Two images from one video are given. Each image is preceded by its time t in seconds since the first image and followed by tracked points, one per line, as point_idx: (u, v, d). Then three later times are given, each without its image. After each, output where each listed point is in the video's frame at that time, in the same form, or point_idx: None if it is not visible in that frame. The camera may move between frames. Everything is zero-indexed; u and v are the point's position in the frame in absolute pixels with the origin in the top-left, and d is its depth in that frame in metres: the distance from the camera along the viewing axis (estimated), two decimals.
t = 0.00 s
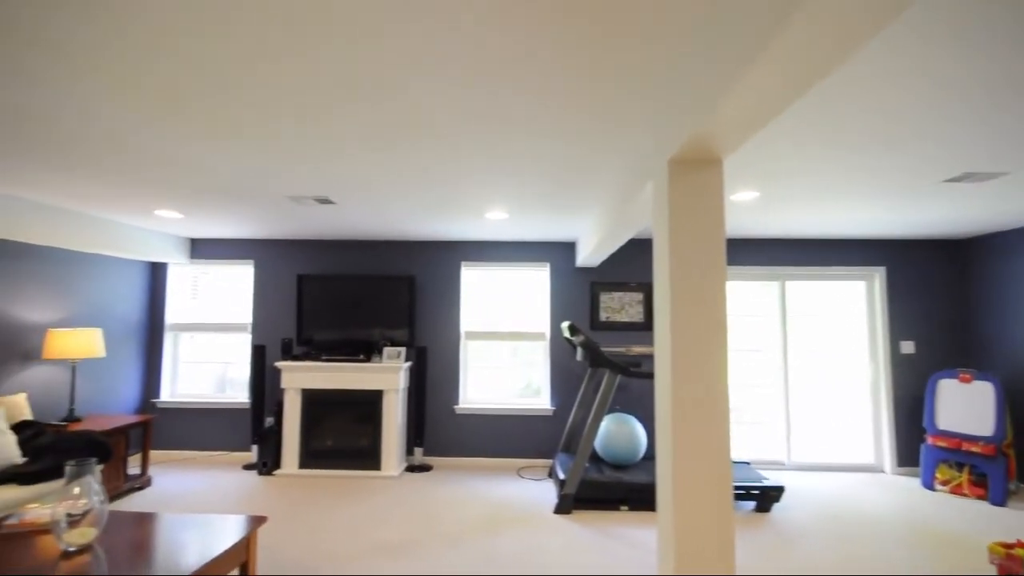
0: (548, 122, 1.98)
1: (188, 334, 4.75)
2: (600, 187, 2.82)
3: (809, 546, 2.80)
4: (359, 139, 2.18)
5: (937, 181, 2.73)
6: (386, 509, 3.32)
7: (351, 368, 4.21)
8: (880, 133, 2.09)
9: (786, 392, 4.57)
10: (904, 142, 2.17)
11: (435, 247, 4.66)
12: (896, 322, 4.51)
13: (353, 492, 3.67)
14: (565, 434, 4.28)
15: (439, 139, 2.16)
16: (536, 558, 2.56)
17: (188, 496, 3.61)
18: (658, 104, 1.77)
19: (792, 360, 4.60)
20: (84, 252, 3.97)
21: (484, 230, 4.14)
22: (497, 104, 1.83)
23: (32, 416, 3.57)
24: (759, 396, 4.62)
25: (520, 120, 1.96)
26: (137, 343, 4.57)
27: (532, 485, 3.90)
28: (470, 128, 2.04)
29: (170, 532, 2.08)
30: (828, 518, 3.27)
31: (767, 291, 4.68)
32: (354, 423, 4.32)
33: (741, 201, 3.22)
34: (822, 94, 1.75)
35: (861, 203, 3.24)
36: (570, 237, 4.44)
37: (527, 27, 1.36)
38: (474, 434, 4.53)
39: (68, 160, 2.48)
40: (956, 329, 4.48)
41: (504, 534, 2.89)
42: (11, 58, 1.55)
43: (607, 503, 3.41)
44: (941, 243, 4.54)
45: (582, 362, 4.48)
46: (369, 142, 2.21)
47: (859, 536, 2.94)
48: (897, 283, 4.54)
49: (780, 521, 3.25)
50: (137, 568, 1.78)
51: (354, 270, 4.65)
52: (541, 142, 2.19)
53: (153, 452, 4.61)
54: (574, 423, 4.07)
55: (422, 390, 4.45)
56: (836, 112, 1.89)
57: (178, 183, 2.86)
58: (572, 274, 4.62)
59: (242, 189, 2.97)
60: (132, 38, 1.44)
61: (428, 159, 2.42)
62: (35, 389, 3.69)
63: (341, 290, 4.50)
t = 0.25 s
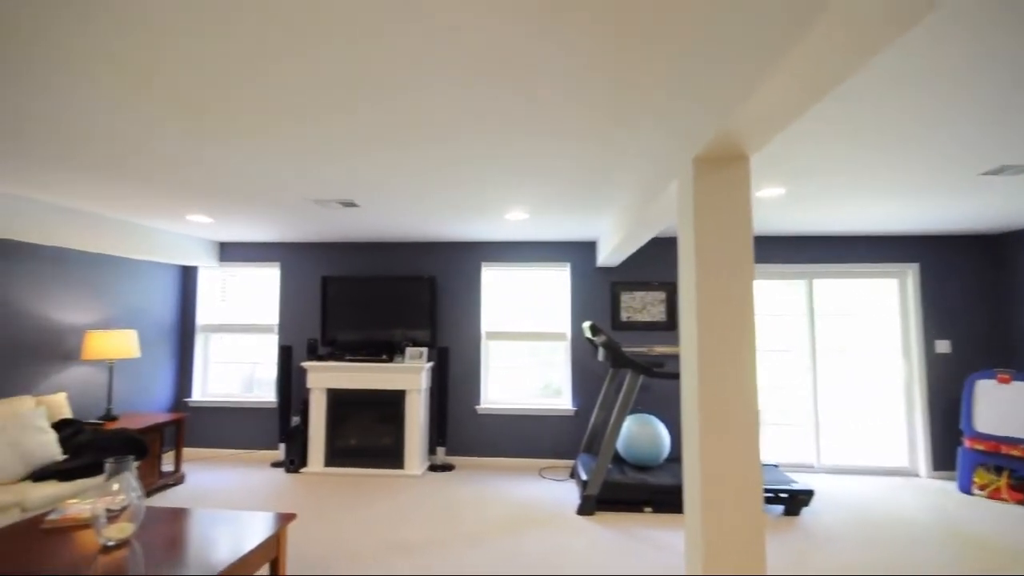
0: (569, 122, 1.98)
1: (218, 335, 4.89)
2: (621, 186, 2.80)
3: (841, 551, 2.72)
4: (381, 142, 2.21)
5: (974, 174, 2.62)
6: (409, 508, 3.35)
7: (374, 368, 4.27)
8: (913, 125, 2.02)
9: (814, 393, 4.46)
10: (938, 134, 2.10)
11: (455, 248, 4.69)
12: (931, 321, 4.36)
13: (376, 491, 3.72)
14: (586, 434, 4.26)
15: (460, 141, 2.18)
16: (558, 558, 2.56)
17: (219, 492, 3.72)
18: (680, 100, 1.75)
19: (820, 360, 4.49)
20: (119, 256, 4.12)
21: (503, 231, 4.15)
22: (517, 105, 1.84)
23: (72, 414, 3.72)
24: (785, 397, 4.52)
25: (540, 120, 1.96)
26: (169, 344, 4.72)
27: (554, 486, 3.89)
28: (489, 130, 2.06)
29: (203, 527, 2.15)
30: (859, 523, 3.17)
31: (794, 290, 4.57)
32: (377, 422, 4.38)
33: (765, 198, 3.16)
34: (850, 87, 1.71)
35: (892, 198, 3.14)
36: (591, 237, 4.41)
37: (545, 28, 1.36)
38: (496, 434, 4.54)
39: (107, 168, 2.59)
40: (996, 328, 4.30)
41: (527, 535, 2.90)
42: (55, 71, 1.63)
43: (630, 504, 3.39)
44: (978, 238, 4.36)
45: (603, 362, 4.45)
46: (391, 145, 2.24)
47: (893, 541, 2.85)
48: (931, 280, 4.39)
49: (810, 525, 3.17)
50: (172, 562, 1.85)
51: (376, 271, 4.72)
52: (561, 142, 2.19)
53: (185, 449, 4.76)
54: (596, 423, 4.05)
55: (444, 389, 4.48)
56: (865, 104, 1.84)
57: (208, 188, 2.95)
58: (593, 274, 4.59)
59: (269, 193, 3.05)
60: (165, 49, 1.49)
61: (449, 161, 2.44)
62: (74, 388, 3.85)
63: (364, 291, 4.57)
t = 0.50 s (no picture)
0: (589, 121, 1.97)
1: (246, 335, 5.02)
2: (642, 184, 2.77)
3: (873, 557, 2.64)
4: (403, 144, 2.23)
5: (1013, 167, 2.51)
6: (431, 506, 3.38)
7: (396, 367, 4.32)
8: (947, 117, 1.95)
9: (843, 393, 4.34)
10: (974, 126, 2.02)
11: (475, 248, 4.71)
12: (967, 320, 4.20)
13: (399, 489, 3.76)
14: (608, 434, 4.23)
15: (480, 141, 2.19)
16: (580, 558, 2.55)
17: (248, 488, 3.82)
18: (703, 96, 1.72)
19: (849, 360, 4.36)
20: (153, 258, 4.27)
21: (523, 230, 4.16)
22: (537, 105, 1.84)
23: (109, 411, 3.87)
24: (813, 398, 4.41)
25: (561, 119, 1.96)
26: (200, 343, 4.87)
27: (577, 486, 3.88)
28: (509, 130, 2.06)
29: (232, 522, 2.21)
30: (891, 528, 3.08)
31: (821, 288, 4.45)
32: (400, 420, 4.44)
33: (791, 194, 3.09)
34: (880, 81, 1.66)
35: (925, 193, 3.03)
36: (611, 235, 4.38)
37: (566, 28, 1.36)
38: (517, 433, 4.55)
39: (141, 174, 2.68)
40: None
41: (549, 535, 2.89)
42: (93, 83, 1.70)
43: (653, 506, 3.35)
44: (1019, 233, 4.18)
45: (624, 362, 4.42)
46: (412, 146, 2.26)
47: (928, 548, 2.75)
48: (968, 277, 4.22)
49: (840, 530, 3.08)
50: (204, 555, 1.91)
51: (398, 272, 4.78)
52: (581, 141, 2.18)
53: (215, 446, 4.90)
54: (617, 423, 4.03)
55: (465, 389, 4.51)
56: (895, 97, 1.78)
57: (236, 193, 3.03)
58: (614, 273, 4.56)
59: (294, 196, 3.11)
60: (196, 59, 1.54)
61: (469, 161, 2.45)
62: (111, 386, 4.00)
63: (386, 291, 4.63)
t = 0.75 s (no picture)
0: (608, 119, 1.96)
1: (269, 333, 5.13)
2: (661, 181, 2.74)
3: (902, 563, 2.57)
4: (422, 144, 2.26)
5: None
6: (450, 504, 3.41)
7: (415, 365, 4.37)
8: (980, 111, 1.88)
9: (869, 395, 4.23)
10: (1008, 120, 1.95)
11: (493, 247, 4.73)
12: (1002, 320, 4.05)
13: (418, 486, 3.80)
14: (627, 434, 4.20)
15: (499, 141, 2.20)
16: (598, 558, 2.54)
17: (271, 483, 3.91)
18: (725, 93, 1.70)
19: (876, 361, 4.25)
20: (180, 258, 4.39)
21: (541, 229, 4.16)
22: (556, 104, 1.84)
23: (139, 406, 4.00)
24: (838, 399, 4.30)
25: (579, 118, 1.96)
26: (225, 341, 4.99)
27: (596, 486, 3.86)
28: (527, 129, 2.07)
29: (255, 516, 2.27)
30: (921, 534, 2.99)
31: (847, 287, 4.34)
32: (419, 418, 4.48)
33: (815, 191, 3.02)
34: (909, 75, 1.62)
35: (956, 188, 2.93)
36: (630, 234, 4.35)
37: (582, 29, 1.37)
38: (535, 432, 4.55)
39: (169, 175, 2.76)
40: None
41: (567, 534, 2.89)
42: (126, 90, 1.76)
43: (672, 507, 3.32)
44: None
45: (643, 362, 4.38)
46: (431, 147, 2.28)
47: (959, 555, 2.67)
48: (1002, 276, 4.07)
49: (867, 535, 3.01)
50: (230, 548, 1.97)
51: (417, 271, 4.82)
52: (600, 139, 2.17)
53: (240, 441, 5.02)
54: (636, 423, 4.00)
55: (483, 387, 4.53)
56: (926, 91, 1.73)
57: (260, 194, 3.10)
58: (632, 272, 4.52)
59: (315, 196, 3.17)
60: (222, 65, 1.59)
61: (487, 161, 2.46)
62: (141, 382, 4.13)
63: (405, 290, 4.68)
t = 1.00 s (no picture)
0: (626, 117, 1.95)
1: (291, 332, 5.23)
2: (679, 179, 2.72)
3: (930, 568, 2.51)
4: (440, 144, 2.28)
5: None
6: (468, 502, 3.44)
7: (433, 364, 4.41)
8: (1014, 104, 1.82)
9: (896, 396, 4.12)
10: None
11: (511, 246, 4.74)
12: None
13: (437, 483, 3.84)
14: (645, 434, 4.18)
15: (516, 140, 2.21)
16: (617, 557, 2.54)
17: (294, 478, 3.99)
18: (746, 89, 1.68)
19: (903, 361, 4.14)
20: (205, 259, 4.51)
21: (559, 228, 4.15)
22: (573, 103, 1.84)
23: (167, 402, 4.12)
24: (863, 400, 4.20)
25: (597, 117, 1.95)
26: (248, 339, 5.10)
27: (615, 486, 3.85)
28: (544, 128, 2.07)
29: (278, 512, 2.31)
30: (950, 539, 2.91)
31: (872, 285, 4.23)
32: (437, 416, 4.53)
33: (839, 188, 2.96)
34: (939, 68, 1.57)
35: (989, 183, 2.84)
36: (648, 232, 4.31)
37: (597, 28, 1.37)
38: (553, 431, 4.55)
39: (194, 177, 2.84)
40: None
41: (585, 533, 2.89)
42: (155, 96, 1.82)
43: (692, 508, 3.30)
44: None
45: (662, 361, 4.35)
46: (449, 146, 2.30)
47: (991, 561, 2.59)
48: None
49: (893, 538, 2.94)
50: (255, 542, 2.01)
51: (435, 270, 4.86)
52: (618, 137, 2.16)
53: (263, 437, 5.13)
54: (655, 423, 3.97)
55: (501, 386, 4.55)
56: (955, 85, 1.68)
57: (281, 194, 3.16)
58: (651, 270, 4.49)
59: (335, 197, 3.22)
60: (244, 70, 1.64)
61: (504, 160, 2.47)
62: (168, 379, 4.25)
63: (423, 289, 4.73)
